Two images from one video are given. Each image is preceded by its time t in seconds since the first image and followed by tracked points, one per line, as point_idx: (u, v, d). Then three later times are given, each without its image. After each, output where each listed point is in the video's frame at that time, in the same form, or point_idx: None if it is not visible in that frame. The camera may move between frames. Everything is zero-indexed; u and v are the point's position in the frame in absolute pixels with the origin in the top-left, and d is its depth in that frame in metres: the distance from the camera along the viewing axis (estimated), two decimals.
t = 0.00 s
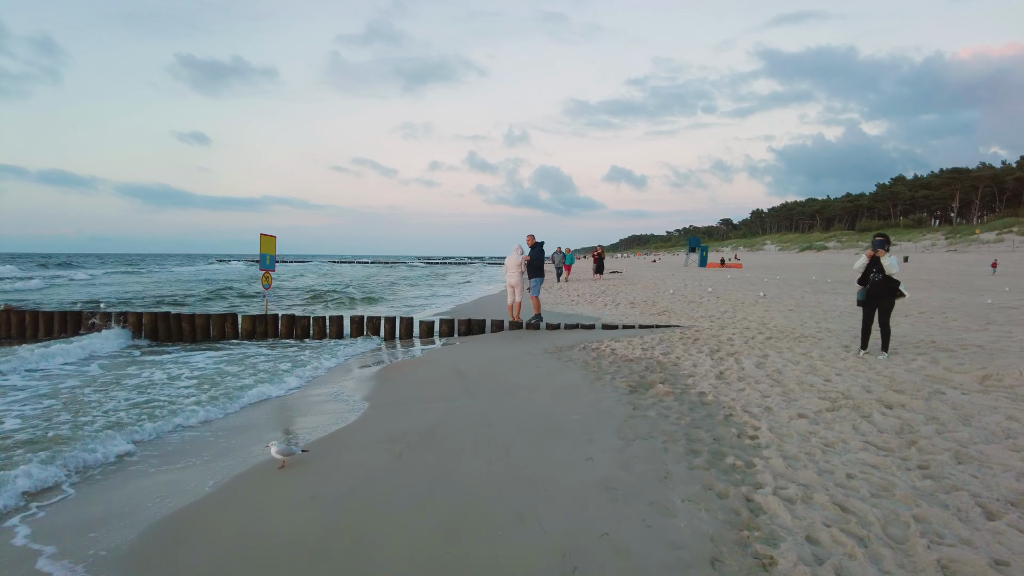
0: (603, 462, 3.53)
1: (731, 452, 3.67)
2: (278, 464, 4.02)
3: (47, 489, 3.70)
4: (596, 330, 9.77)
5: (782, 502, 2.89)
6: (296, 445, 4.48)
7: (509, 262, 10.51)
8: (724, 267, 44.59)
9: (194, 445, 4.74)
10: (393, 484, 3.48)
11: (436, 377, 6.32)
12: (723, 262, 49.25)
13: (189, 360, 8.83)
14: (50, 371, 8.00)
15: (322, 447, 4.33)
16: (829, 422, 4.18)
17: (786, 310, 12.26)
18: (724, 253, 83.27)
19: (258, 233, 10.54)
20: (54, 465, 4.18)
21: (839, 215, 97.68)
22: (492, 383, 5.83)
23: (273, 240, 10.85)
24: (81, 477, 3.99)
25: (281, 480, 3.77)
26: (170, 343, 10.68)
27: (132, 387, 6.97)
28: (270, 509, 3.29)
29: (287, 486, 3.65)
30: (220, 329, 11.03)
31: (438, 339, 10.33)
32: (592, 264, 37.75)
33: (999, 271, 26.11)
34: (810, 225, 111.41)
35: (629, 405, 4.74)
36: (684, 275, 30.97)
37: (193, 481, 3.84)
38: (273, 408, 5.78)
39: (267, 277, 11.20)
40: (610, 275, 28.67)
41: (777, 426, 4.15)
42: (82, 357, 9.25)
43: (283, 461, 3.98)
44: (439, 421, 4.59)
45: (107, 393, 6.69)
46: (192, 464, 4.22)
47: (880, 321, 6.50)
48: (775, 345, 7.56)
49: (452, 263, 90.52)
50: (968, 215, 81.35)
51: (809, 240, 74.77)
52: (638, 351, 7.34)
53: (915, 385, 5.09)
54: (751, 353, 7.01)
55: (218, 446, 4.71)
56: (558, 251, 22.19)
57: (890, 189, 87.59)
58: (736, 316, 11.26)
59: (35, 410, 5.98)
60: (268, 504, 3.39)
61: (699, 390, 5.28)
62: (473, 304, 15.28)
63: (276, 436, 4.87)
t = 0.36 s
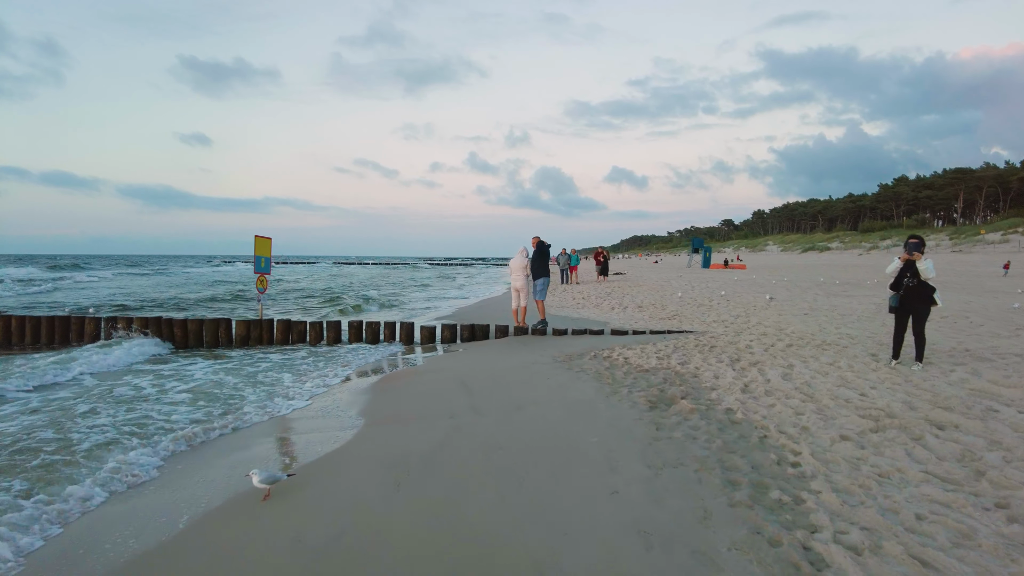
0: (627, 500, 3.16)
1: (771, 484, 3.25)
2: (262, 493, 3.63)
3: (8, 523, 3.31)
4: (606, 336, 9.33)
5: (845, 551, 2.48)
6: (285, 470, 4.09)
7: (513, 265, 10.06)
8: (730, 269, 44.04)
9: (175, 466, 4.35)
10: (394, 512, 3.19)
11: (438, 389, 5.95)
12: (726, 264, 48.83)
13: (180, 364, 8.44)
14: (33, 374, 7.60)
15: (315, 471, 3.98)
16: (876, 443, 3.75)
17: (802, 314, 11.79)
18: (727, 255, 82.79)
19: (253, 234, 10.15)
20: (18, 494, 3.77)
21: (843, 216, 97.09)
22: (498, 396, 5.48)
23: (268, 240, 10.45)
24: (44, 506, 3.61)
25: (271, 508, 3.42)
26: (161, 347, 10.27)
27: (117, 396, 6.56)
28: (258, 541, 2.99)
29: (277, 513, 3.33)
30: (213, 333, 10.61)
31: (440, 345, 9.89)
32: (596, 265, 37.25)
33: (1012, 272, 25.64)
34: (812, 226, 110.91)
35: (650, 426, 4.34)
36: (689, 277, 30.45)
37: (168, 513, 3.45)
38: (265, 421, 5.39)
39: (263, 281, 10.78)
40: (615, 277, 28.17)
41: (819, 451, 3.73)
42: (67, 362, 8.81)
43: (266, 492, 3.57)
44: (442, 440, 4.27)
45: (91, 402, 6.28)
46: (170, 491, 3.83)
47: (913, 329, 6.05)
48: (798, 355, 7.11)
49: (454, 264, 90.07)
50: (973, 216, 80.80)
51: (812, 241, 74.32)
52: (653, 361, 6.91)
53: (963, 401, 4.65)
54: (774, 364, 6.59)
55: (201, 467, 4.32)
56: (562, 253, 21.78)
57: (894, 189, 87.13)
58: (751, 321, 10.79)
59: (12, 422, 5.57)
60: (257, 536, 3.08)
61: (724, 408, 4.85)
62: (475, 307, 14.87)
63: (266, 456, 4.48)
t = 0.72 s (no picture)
0: (665, 529, 2.77)
1: (829, 513, 2.83)
2: (243, 517, 3.23)
3: None
4: (617, 338, 8.92)
5: None
6: (272, 490, 3.70)
7: (520, 262, 9.65)
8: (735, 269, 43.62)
9: (153, 482, 3.96)
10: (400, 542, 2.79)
11: (444, 396, 5.55)
12: (730, 264, 48.37)
13: (172, 366, 8.05)
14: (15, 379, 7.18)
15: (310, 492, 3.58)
16: (940, 462, 3.34)
17: (819, 315, 11.35)
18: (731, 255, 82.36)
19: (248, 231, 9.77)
20: None
21: (846, 215, 96.61)
22: (508, 404, 5.08)
23: (264, 238, 10.02)
24: (1, 533, 3.22)
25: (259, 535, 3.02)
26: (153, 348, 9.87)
27: (101, 402, 6.13)
28: (245, 574, 2.60)
29: (278, 533, 3.00)
30: (207, 333, 10.22)
31: (443, 346, 9.48)
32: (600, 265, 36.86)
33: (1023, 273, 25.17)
34: (815, 226, 110.41)
35: (678, 443, 3.92)
36: (695, 277, 30.04)
37: (136, 541, 3.06)
38: (255, 430, 4.98)
39: (259, 280, 10.39)
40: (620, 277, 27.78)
41: (877, 469, 3.31)
42: (53, 365, 8.37)
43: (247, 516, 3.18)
44: (451, 456, 3.88)
45: (72, 410, 5.85)
46: (143, 513, 3.44)
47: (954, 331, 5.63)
48: (825, 359, 6.68)
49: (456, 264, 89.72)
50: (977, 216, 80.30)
51: (816, 241, 73.88)
52: (672, 365, 6.48)
53: (1022, 411, 4.23)
54: (802, 369, 6.17)
55: (182, 483, 3.93)
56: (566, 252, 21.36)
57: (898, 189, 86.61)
58: (767, 322, 10.37)
59: None
60: (243, 568, 2.69)
61: (758, 419, 4.43)
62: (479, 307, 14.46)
63: (253, 471, 4.08)
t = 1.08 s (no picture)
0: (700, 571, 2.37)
1: (891, 553, 2.43)
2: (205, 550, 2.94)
3: None
4: (625, 342, 8.52)
5: None
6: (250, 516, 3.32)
7: (523, 262, 9.24)
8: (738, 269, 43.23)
9: (121, 506, 3.57)
10: None
11: (443, 406, 5.18)
12: (733, 263, 47.97)
13: (161, 369, 7.70)
14: None
15: (292, 526, 3.21)
16: (1006, 489, 2.93)
17: (833, 316, 10.96)
18: (731, 253, 82.09)
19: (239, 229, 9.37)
20: None
21: (849, 215, 96.18)
22: (511, 417, 4.72)
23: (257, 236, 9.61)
24: None
25: None
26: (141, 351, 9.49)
27: (77, 413, 5.72)
28: None
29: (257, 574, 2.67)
30: (198, 335, 9.83)
31: (443, 349, 9.08)
32: (602, 264, 36.44)
33: None
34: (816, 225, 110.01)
35: (703, 465, 3.53)
36: (699, 276, 29.65)
37: None
38: (240, 443, 4.61)
39: (252, 279, 10.01)
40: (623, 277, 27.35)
41: (935, 496, 2.91)
42: (35, 371, 7.96)
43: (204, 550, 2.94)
44: (449, 482, 3.51)
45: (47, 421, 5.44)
46: (104, 549, 3.03)
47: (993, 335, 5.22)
48: (848, 364, 6.28)
49: (457, 264, 89.36)
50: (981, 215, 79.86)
51: (818, 240, 73.42)
52: (687, 371, 6.08)
53: None
54: (827, 375, 5.76)
55: (156, 507, 3.55)
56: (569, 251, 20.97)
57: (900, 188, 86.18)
58: (779, 324, 9.98)
59: None
60: None
61: (787, 434, 4.03)
62: (481, 308, 14.07)
63: (233, 493, 3.70)
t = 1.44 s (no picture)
0: None
1: None
2: None
3: None
4: (631, 348, 8.08)
5: None
6: (219, 559, 2.91)
7: (523, 263, 8.83)
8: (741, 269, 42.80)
9: (77, 541, 3.19)
10: None
11: (438, 424, 4.75)
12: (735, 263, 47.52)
13: (144, 379, 7.29)
14: None
15: (259, 573, 2.76)
16: None
17: (846, 320, 10.52)
18: (732, 253, 81.66)
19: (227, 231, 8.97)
20: None
21: (850, 215, 95.76)
22: (512, 439, 4.28)
23: (247, 236, 9.20)
24: None
25: None
26: (126, 359, 9.08)
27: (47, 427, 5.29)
28: None
29: None
30: (185, 341, 9.43)
31: (440, 356, 8.65)
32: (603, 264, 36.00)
33: None
34: (817, 225, 109.59)
35: (730, 501, 3.12)
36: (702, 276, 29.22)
37: None
38: (218, 464, 4.21)
39: (241, 282, 9.61)
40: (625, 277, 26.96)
41: (1010, 543, 2.49)
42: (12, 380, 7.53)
43: None
44: (441, 521, 3.08)
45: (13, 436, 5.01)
46: None
47: None
48: (873, 374, 5.85)
49: (457, 264, 88.93)
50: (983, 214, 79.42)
51: (819, 240, 73.01)
52: (701, 384, 5.65)
53: None
54: (853, 387, 5.35)
55: (116, 544, 3.15)
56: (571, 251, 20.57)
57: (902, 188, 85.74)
58: (792, 328, 9.55)
59: None
60: None
61: (820, 460, 3.60)
62: (480, 310, 13.66)
63: (202, 526, 3.30)
